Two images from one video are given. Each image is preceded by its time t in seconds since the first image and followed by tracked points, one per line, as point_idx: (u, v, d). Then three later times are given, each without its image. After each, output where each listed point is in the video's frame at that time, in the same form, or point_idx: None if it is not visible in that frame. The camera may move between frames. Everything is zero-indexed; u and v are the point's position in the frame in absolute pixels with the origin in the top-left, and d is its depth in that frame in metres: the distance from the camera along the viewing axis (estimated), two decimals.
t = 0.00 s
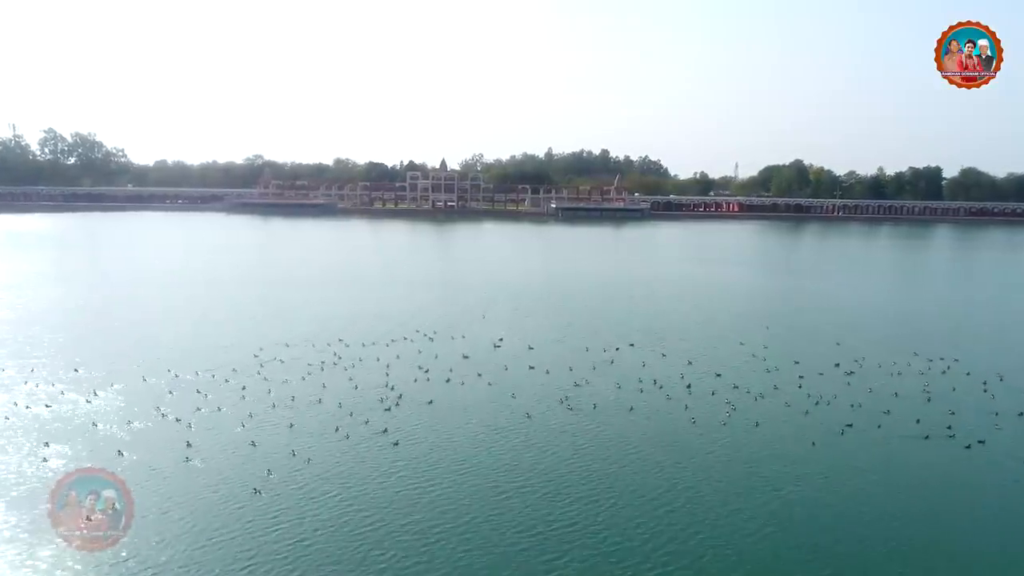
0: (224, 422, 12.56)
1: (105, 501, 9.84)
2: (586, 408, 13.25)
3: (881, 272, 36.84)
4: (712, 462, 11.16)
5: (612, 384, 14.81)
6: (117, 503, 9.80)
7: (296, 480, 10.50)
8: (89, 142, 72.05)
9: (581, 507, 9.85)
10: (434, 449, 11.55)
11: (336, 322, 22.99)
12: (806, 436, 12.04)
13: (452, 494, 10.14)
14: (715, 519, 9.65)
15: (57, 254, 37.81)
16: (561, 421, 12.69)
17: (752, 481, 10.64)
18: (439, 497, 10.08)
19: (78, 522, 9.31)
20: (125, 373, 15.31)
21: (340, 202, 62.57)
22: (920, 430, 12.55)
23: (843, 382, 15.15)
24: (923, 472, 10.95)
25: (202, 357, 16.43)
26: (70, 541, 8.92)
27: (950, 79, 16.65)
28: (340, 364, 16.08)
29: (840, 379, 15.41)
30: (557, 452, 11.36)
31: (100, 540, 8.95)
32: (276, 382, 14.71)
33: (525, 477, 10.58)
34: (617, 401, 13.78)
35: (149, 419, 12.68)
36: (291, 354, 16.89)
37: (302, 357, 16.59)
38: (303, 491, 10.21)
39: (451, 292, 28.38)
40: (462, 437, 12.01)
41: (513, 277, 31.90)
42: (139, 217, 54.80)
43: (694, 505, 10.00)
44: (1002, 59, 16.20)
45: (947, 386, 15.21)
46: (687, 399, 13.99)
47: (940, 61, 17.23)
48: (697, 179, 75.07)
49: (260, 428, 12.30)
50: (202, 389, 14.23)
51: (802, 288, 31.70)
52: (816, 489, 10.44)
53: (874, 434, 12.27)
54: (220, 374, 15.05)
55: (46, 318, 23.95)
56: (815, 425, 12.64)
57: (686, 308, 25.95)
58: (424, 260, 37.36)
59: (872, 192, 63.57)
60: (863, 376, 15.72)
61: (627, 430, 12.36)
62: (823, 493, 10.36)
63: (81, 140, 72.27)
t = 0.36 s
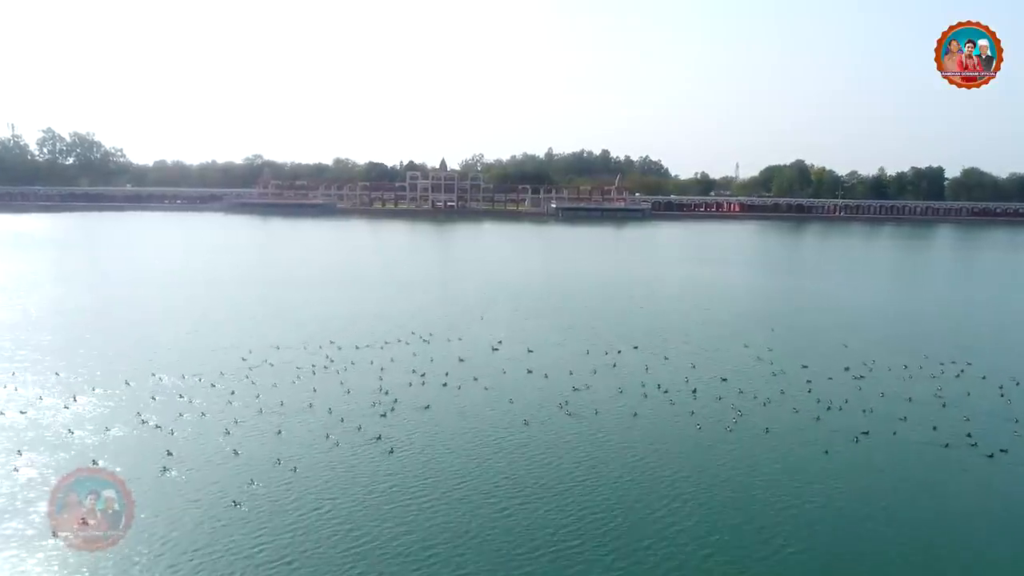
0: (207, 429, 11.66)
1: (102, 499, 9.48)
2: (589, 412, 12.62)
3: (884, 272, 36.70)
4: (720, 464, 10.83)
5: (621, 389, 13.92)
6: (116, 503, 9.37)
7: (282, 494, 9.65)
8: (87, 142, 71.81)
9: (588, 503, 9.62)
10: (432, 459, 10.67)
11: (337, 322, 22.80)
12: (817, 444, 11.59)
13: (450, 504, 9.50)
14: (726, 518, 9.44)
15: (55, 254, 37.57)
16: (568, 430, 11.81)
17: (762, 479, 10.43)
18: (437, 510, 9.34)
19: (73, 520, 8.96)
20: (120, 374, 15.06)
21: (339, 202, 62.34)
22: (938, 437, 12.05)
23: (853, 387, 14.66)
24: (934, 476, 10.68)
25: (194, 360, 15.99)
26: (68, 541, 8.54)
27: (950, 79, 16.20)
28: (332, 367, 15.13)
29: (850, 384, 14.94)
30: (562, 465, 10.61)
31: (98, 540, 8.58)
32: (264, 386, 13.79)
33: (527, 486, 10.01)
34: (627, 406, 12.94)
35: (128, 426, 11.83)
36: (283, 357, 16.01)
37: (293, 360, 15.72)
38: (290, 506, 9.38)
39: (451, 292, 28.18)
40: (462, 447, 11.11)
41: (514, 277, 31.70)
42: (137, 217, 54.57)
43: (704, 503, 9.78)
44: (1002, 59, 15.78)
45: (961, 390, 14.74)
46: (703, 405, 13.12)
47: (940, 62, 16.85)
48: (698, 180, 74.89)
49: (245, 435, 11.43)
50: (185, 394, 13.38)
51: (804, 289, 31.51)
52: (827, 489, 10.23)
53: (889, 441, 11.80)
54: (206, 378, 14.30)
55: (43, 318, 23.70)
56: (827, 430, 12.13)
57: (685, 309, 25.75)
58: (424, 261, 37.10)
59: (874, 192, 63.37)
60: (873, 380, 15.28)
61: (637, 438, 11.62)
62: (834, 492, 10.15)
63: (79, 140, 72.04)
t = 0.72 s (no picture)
0: (191, 434, 11.40)
1: (102, 500, 9.34)
2: (591, 418, 12.32)
3: (886, 272, 36.52)
4: (733, 471, 10.57)
5: (622, 393, 13.63)
6: (116, 503, 9.27)
7: (269, 502, 9.38)
8: (85, 142, 71.51)
9: (595, 508, 9.46)
10: (426, 466, 10.41)
11: (335, 322, 22.59)
12: (834, 452, 11.24)
13: (445, 513, 9.24)
14: (736, 524, 9.27)
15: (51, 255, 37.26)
16: (567, 435, 11.56)
17: (771, 483, 10.28)
18: (429, 521, 9.05)
19: (72, 521, 8.82)
20: (112, 375, 14.79)
21: (338, 202, 62.09)
22: (963, 446, 11.63)
23: (867, 390, 14.26)
24: (955, 484, 10.34)
25: (183, 362, 15.66)
26: (68, 540, 8.45)
27: (951, 79, 16.78)
28: (324, 370, 14.90)
29: (865, 387, 14.52)
30: (558, 472, 10.35)
31: (99, 540, 8.48)
32: (252, 389, 13.57)
33: (526, 494, 9.76)
34: (628, 411, 12.68)
35: (108, 431, 11.51)
36: (273, 360, 15.73)
37: (283, 363, 15.46)
38: (275, 517, 9.07)
39: (451, 292, 27.98)
40: (456, 453, 10.85)
41: (514, 277, 31.49)
42: (135, 217, 54.30)
43: (715, 509, 9.60)
44: (1002, 59, 16.36)
45: (978, 394, 14.33)
46: (709, 410, 12.80)
47: (939, 62, 17.45)
48: (698, 180, 74.68)
49: (230, 441, 11.16)
50: (167, 398, 13.12)
51: (805, 289, 31.32)
52: (836, 494, 10.04)
53: (908, 449, 11.42)
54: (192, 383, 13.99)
55: (39, 319, 23.42)
56: (846, 439, 11.73)
57: (688, 310, 25.45)
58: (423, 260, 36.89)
59: (875, 192, 63.20)
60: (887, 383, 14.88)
61: (639, 443, 11.37)
62: (846, 497, 9.97)
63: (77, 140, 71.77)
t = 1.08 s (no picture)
0: (174, 438, 11.08)
1: (103, 500, 9.17)
2: (595, 423, 12.04)
3: (889, 272, 36.29)
4: (743, 474, 10.32)
5: (625, 398, 13.35)
6: (116, 503, 9.09)
7: (259, 510, 9.09)
8: (84, 141, 71.22)
9: (601, 512, 9.25)
10: (423, 471, 10.15)
11: (334, 322, 22.34)
12: (848, 457, 10.94)
13: (444, 521, 8.96)
14: (747, 527, 9.06)
15: (49, 255, 37.02)
16: (566, 440, 11.32)
17: (780, 484, 10.07)
18: (428, 530, 8.76)
19: (73, 522, 8.66)
20: (108, 376, 14.53)
21: (337, 202, 61.83)
22: (982, 451, 11.28)
23: (879, 393, 13.92)
24: (972, 488, 10.08)
25: (172, 363, 15.36)
26: (67, 541, 8.29)
27: (949, 80, 16.62)
28: (314, 373, 14.64)
29: (875, 389, 14.21)
30: (558, 477, 10.08)
31: (99, 540, 8.33)
32: (239, 393, 13.29)
33: (528, 499, 9.51)
34: (633, 416, 12.41)
35: (84, 437, 11.11)
36: (262, 363, 15.46)
37: (273, 365, 15.18)
38: (265, 527, 8.74)
39: (451, 292, 27.75)
40: (453, 458, 10.59)
41: (514, 277, 31.24)
42: (134, 217, 54.03)
43: (724, 511, 9.40)
44: (1002, 59, 16.21)
45: (991, 395, 13.99)
46: (715, 414, 12.53)
47: (939, 62, 17.29)
48: (699, 180, 74.42)
49: (217, 446, 10.85)
50: (148, 402, 12.79)
51: (808, 289, 31.09)
52: (848, 498, 9.78)
53: (922, 453, 11.10)
54: (175, 387, 13.66)
55: (36, 319, 23.18)
56: (862, 443, 11.40)
57: (690, 310, 25.19)
58: (423, 260, 36.64)
59: (877, 192, 62.96)
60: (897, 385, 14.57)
61: (642, 448, 11.11)
62: (857, 499, 9.76)
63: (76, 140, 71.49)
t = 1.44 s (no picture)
0: (156, 445, 10.84)
1: (103, 499, 9.20)
2: (598, 429, 11.81)
3: (891, 272, 36.09)
4: (750, 483, 10.11)
5: (627, 402, 13.11)
6: (116, 503, 9.11)
7: (247, 523, 8.89)
8: (83, 141, 71.02)
9: (605, 524, 9.06)
10: (419, 481, 9.94)
11: (332, 322, 22.20)
12: (860, 464, 10.69)
13: (442, 536, 8.74)
14: (755, 538, 8.87)
15: (47, 255, 36.78)
16: (564, 447, 11.12)
17: (788, 493, 9.87)
18: (423, 546, 8.55)
19: (73, 523, 8.70)
20: (99, 378, 14.30)
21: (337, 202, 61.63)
22: (1002, 458, 11.00)
23: (889, 396, 13.68)
24: (987, 495, 9.85)
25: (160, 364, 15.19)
26: (67, 541, 8.34)
27: (952, 78, 16.51)
28: (304, 376, 14.43)
29: (884, 392, 13.97)
30: (557, 486, 9.90)
31: (99, 541, 8.38)
32: (226, 397, 13.08)
33: (530, 512, 9.30)
34: (637, 422, 12.18)
35: (61, 443, 10.85)
36: (251, 365, 15.24)
37: (264, 368, 14.99)
38: (257, 538, 8.59)
39: (451, 292, 27.59)
40: (448, 467, 10.38)
41: (514, 278, 31.08)
42: (133, 216, 53.84)
43: (731, 521, 9.22)
44: (1004, 57, 16.23)
45: (1003, 399, 13.74)
46: (721, 420, 12.30)
47: (940, 62, 17.28)
48: (701, 180, 74.19)
49: (202, 453, 10.63)
50: (128, 406, 12.55)
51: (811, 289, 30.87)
52: (852, 503, 9.65)
53: (936, 460, 10.85)
54: (159, 390, 13.42)
55: (33, 319, 23.00)
56: (876, 448, 11.15)
57: (692, 311, 24.96)
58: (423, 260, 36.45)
59: (880, 193, 62.68)
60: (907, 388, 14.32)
61: (645, 455, 10.89)
62: (867, 507, 9.56)
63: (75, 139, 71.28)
